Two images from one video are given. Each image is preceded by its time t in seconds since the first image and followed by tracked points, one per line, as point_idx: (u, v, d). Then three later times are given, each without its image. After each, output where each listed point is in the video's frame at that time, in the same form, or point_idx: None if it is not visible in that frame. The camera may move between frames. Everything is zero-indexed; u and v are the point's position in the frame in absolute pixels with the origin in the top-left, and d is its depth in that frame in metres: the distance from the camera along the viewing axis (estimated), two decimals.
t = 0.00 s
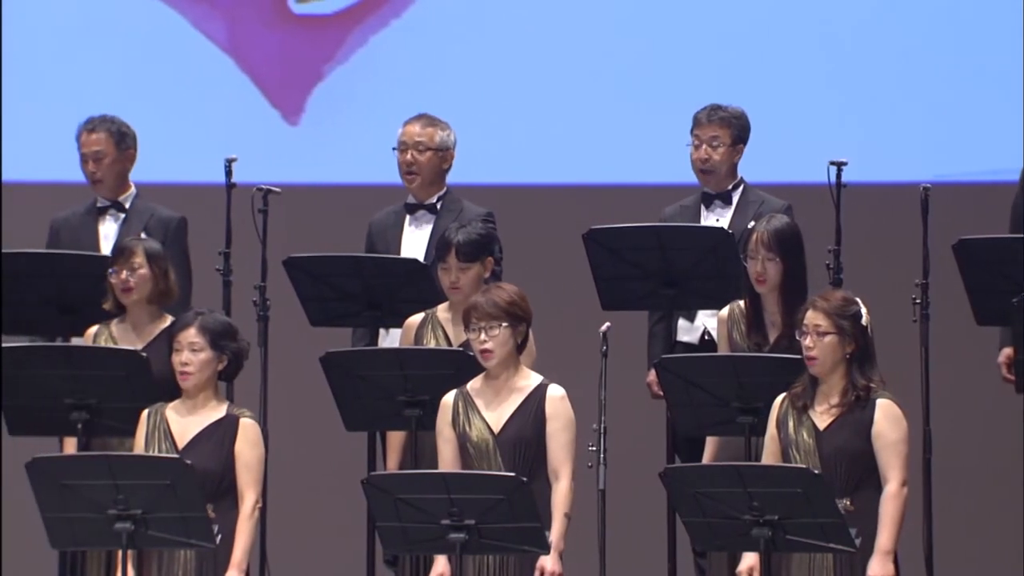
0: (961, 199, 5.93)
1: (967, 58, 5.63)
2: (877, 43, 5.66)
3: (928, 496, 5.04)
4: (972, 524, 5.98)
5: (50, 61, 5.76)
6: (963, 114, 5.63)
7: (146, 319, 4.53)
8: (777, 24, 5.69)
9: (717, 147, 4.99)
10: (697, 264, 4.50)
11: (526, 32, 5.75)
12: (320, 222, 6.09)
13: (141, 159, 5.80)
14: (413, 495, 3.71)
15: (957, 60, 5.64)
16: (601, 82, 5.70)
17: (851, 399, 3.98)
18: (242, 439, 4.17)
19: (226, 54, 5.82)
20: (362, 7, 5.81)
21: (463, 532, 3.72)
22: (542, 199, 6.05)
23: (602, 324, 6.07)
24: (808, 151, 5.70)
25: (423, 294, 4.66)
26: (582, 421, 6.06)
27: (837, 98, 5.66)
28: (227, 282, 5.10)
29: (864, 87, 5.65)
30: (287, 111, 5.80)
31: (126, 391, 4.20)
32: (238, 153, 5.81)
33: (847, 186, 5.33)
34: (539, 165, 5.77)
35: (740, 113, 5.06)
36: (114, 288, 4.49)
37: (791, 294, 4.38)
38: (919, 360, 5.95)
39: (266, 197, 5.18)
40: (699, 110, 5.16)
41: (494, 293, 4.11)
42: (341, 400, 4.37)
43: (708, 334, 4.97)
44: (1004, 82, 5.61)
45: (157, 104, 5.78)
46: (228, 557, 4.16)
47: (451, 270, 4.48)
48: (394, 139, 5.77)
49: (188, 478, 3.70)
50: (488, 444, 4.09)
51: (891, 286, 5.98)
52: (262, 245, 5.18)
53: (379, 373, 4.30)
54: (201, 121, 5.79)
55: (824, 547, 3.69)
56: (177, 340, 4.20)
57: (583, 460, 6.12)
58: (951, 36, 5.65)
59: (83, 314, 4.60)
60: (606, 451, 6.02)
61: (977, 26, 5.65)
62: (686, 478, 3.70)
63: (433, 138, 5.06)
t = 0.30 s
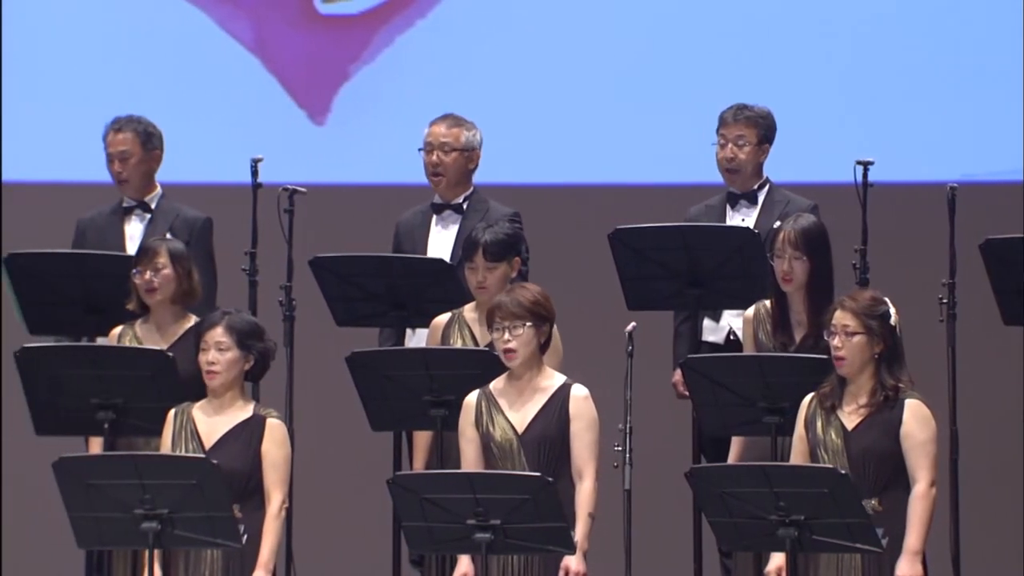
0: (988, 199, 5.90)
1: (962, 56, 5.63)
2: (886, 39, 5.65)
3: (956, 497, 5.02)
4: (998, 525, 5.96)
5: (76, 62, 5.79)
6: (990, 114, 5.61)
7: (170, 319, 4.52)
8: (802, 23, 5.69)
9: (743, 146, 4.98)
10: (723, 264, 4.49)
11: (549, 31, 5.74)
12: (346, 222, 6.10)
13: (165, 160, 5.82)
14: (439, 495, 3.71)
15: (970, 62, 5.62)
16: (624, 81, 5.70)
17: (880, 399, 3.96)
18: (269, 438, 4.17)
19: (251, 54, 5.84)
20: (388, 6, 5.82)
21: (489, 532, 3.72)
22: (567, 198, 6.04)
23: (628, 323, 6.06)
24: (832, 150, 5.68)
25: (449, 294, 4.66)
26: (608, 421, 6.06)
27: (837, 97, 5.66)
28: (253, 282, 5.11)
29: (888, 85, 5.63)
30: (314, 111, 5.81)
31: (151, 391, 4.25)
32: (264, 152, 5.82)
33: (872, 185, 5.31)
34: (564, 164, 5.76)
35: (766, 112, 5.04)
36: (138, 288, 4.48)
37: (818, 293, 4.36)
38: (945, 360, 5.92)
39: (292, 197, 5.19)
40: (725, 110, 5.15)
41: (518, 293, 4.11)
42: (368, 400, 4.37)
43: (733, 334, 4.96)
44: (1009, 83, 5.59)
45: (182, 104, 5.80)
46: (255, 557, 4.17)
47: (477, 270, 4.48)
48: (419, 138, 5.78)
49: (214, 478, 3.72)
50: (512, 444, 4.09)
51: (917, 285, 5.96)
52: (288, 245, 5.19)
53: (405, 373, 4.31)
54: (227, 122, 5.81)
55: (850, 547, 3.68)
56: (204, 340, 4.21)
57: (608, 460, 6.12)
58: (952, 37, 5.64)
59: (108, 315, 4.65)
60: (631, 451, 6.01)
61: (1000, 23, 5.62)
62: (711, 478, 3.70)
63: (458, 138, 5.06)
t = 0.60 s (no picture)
0: (1018, 198, 5.88)
1: (991, 56, 5.60)
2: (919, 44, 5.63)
3: (985, 497, 5.00)
4: None
5: (104, 63, 5.82)
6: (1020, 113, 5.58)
7: (194, 320, 4.54)
8: (829, 22, 5.67)
9: (770, 146, 4.97)
10: (750, 265, 4.48)
11: (576, 31, 5.74)
12: (373, 222, 6.11)
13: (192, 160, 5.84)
14: (465, 494, 3.71)
15: (1005, 61, 5.59)
16: (652, 82, 5.70)
17: (909, 399, 3.95)
18: (297, 438, 4.18)
19: (279, 54, 5.85)
20: (416, 6, 5.82)
21: (516, 532, 3.72)
22: (593, 198, 6.03)
23: (655, 323, 6.05)
24: (859, 149, 5.67)
25: (476, 295, 4.66)
26: (634, 421, 6.05)
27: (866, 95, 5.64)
28: (280, 282, 5.12)
29: (915, 84, 5.61)
30: (341, 111, 5.81)
31: (180, 391, 4.26)
32: (292, 152, 5.84)
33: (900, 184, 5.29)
34: (591, 164, 5.76)
35: (794, 111, 5.04)
36: (162, 290, 4.50)
37: (846, 294, 4.35)
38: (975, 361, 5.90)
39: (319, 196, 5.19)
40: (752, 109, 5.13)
41: (543, 293, 4.11)
42: (395, 399, 4.38)
43: (760, 334, 4.95)
44: None
45: (210, 104, 5.82)
46: (283, 557, 4.18)
47: (505, 270, 4.48)
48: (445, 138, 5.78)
49: (242, 478, 3.72)
50: (537, 445, 4.09)
51: (946, 285, 5.94)
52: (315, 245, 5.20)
53: (432, 373, 4.31)
54: (254, 122, 5.82)
55: (878, 547, 3.67)
56: (232, 339, 4.23)
57: (635, 460, 6.11)
58: (976, 37, 5.62)
59: (135, 315, 4.66)
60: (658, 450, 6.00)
61: None
62: (739, 478, 3.68)
63: (485, 139, 5.07)
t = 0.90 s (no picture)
0: None
1: (996, 56, 5.56)
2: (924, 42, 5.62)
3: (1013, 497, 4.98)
4: None
5: (130, 63, 5.83)
6: None
7: (219, 319, 4.55)
8: (856, 22, 5.66)
9: (796, 145, 4.95)
10: (776, 264, 4.47)
11: (601, 30, 5.74)
12: (399, 222, 6.11)
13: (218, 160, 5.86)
14: (491, 494, 3.71)
15: (1007, 60, 5.55)
16: (680, 81, 5.69)
17: (937, 399, 3.93)
18: (323, 439, 4.18)
19: (305, 54, 5.85)
20: (441, 7, 5.83)
21: (541, 531, 3.72)
22: (618, 197, 6.03)
23: (681, 323, 6.05)
24: (885, 149, 5.65)
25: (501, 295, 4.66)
26: (660, 421, 6.05)
27: (893, 95, 5.62)
28: (306, 282, 5.13)
29: (943, 84, 5.59)
30: (366, 111, 5.82)
31: (205, 391, 4.27)
32: (318, 153, 5.84)
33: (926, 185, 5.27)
34: (622, 163, 5.77)
35: (819, 110, 5.01)
36: (187, 290, 4.52)
37: (872, 294, 4.33)
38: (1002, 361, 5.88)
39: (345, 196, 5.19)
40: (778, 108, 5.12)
41: (569, 293, 4.11)
42: (420, 399, 4.38)
43: (787, 334, 4.94)
44: None
45: (236, 104, 5.83)
46: (309, 557, 4.19)
47: (531, 270, 4.49)
48: (471, 138, 5.79)
49: (267, 478, 3.73)
50: (562, 445, 4.09)
51: (974, 285, 5.92)
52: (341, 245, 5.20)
53: (458, 373, 4.32)
54: (280, 122, 5.83)
55: (905, 548, 3.66)
56: (258, 338, 4.24)
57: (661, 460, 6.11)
58: (983, 36, 5.59)
59: (161, 315, 4.68)
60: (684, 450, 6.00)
61: None
62: (763, 478, 3.68)
63: (512, 139, 5.06)
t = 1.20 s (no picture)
0: None
1: (1005, 56, 5.55)
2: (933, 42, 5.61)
3: None
4: None
5: (154, 64, 5.85)
6: None
7: (245, 320, 4.57)
8: (880, 21, 5.65)
9: (820, 145, 4.95)
10: (800, 264, 4.47)
11: (623, 31, 5.74)
12: (422, 222, 6.12)
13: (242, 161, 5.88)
14: (514, 494, 3.71)
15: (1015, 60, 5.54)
16: (702, 81, 5.68)
17: (962, 400, 3.92)
18: (348, 439, 4.20)
19: (328, 54, 5.86)
20: (465, 7, 5.83)
21: (565, 531, 3.72)
22: (641, 197, 6.03)
23: (705, 323, 6.04)
24: (909, 148, 5.65)
25: (523, 295, 4.67)
26: (684, 420, 6.04)
27: (917, 94, 5.61)
28: (329, 282, 5.13)
29: (968, 83, 5.58)
30: (390, 111, 5.83)
31: (229, 391, 4.28)
32: (342, 153, 5.86)
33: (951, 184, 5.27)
34: (646, 163, 5.76)
35: (843, 111, 5.01)
36: (213, 291, 4.53)
37: (897, 293, 4.32)
38: None
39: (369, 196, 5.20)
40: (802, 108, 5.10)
41: (595, 294, 4.10)
42: (443, 399, 4.38)
43: (811, 334, 4.93)
44: None
45: (259, 105, 5.84)
46: (333, 557, 4.20)
47: (555, 270, 4.48)
48: (494, 138, 5.80)
49: (291, 477, 3.74)
50: (587, 445, 4.09)
51: (999, 285, 5.90)
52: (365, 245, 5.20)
53: (481, 373, 4.32)
54: (303, 123, 5.84)
55: (929, 548, 3.65)
56: (282, 339, 4.26)
57: (685, 459, 6.10)
58: (1007, 34, 5.57)
59: (185, 315, 4.69)
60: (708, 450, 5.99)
61: None
62: (787, 478, 3.67)
63: (536, 141, 5.05)
